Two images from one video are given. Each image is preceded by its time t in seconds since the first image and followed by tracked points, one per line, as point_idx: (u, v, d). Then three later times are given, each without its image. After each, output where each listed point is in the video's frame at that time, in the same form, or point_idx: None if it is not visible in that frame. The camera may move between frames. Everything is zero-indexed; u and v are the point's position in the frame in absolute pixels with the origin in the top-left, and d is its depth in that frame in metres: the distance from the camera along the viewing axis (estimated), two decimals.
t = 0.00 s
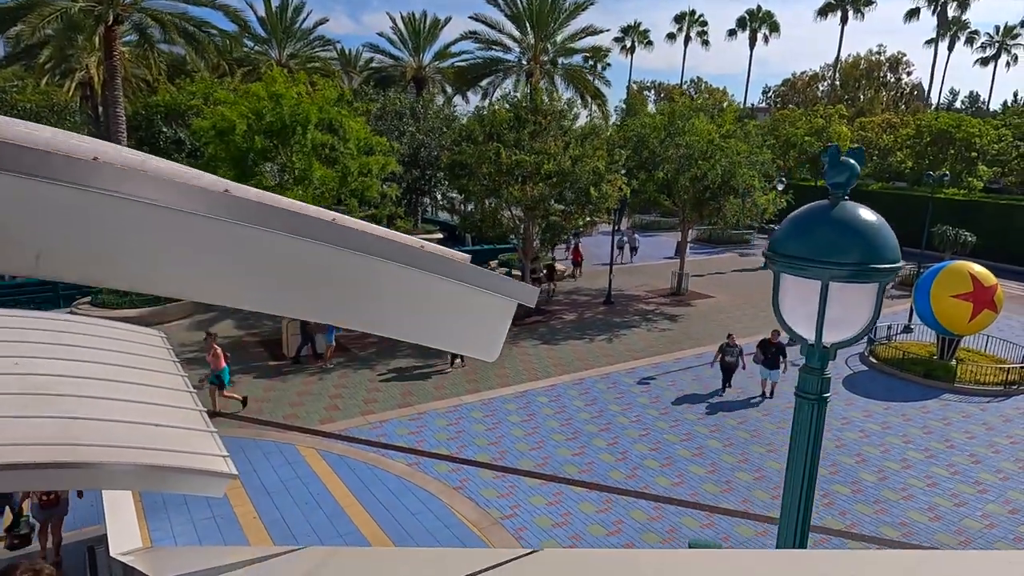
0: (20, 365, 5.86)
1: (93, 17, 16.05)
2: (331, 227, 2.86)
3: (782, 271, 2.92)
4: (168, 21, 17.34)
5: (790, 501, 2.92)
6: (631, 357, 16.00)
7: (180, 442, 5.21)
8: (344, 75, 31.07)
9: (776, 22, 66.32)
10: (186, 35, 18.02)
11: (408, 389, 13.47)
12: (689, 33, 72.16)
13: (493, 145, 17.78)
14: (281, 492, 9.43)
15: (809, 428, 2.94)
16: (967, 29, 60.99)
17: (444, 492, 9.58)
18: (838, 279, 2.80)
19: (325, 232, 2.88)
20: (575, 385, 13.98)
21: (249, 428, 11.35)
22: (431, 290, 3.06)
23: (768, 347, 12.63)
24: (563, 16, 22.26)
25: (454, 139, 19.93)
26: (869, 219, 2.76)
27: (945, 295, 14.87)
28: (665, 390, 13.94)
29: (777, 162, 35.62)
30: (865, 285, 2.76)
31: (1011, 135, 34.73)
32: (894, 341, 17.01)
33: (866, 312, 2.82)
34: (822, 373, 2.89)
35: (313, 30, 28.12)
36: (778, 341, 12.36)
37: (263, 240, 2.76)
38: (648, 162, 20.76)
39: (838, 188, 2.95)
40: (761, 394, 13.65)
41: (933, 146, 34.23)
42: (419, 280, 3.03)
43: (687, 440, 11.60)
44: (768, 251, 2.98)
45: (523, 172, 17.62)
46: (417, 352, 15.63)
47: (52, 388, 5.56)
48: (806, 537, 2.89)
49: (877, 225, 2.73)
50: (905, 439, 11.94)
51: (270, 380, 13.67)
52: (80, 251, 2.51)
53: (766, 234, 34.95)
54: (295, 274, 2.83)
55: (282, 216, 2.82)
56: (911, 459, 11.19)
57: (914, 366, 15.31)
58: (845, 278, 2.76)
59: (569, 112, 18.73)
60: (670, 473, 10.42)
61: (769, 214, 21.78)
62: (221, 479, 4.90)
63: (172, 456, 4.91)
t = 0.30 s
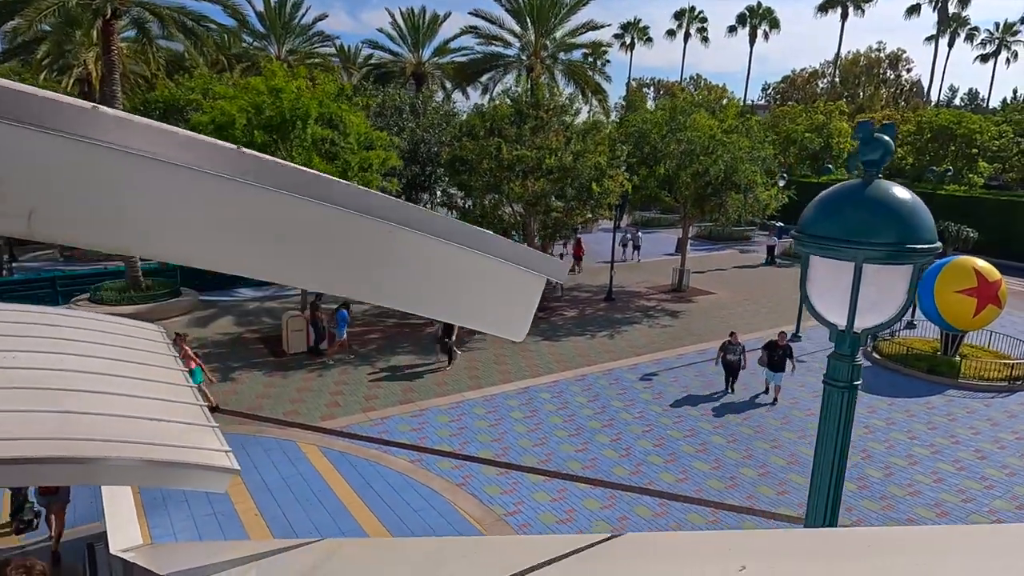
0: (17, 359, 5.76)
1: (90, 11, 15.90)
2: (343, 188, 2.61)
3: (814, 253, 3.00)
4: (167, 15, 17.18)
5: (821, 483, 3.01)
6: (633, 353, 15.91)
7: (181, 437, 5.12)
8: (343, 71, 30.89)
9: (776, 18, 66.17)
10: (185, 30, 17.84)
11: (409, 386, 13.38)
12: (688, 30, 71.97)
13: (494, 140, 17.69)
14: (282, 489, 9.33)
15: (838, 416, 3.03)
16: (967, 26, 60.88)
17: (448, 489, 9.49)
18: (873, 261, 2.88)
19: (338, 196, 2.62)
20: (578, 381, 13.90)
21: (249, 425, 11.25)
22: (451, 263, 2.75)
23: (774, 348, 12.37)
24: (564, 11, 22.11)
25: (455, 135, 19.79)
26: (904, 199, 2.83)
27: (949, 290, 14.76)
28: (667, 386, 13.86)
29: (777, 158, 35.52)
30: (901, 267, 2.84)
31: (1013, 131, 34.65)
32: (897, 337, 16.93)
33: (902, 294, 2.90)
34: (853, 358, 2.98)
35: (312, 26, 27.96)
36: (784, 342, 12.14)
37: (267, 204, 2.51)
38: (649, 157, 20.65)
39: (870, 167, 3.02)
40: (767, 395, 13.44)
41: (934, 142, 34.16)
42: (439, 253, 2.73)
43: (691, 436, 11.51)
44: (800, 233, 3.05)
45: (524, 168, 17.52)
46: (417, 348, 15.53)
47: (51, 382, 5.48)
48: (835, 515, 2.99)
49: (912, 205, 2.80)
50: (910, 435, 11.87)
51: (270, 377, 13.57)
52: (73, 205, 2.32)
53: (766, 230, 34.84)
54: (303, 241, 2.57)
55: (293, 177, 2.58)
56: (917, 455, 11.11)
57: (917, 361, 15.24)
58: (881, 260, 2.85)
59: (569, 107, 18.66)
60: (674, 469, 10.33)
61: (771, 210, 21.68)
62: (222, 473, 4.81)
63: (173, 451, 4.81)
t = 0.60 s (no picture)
0: (18, 353, 5.67)
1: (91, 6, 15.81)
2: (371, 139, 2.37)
3: (852, 233, 2.97)
4: (168, 9, 17.08)
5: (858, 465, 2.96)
6: (638, 349, 15.81)
7: (185, 431, 5.03)
8: (345, 67, 30.81)
9: (777, 16, 66.08)
10: (187, 25, 17.74)
11: (412, 382, 13.28)
12: (689, 27, 71.88)
13: (498, 135, 17.60)
14: (286, 486, 9.23)
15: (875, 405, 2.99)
16: (969, 23, 60.80)
17: (453, 485, 9.39)
18: (914, 240, 2.83)
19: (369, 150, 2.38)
20: (582, 378, 13.80)
21: (252, 421, 11.16)
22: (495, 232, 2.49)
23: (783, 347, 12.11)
24: (567, 6, 22.00)
25: (457, 130, 19.70)
26: (948, 175, 2.76)
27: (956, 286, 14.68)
28: (673, 382, 13.76)
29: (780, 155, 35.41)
30: (944, 246, 2.78)
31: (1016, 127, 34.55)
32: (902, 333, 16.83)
33: (944, 274, 2.84)
34: (891, 343, 2.93)
35: (313, 22, 27.89)
36: (794, 341, 11.91)
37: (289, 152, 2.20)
38: (652, 152, 20.56)
39: (912, 143, 2.96)
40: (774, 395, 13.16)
41: (937, 139, 34.04)
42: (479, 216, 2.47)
43: (698, 433, 11.40)
44: (837, 213, 3.02)
45: (528, 164, 17.42)
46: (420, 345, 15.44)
47: (53, 375, 5.39)
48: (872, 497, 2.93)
49: (956, 182, 2.74)
50: (918, 432, 11.77)
51: (272, 373, 13.47)
52: (76, 145, 2.01)
53: (769, 227, 34.73)
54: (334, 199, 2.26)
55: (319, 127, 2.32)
56: (925, 452, 11.01)
57: (924, 358, 15.14)
58: (923, 240, 2.80)
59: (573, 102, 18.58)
60: (681, 466, 10.23)
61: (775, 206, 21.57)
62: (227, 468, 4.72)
63: (177, 445, 4.72)
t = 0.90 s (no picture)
0: (21, 346, 5.59)
1: None
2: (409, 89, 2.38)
3: (898, 211, 2.94)
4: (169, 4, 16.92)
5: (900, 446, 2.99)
6: (644, 345, 15.73)
7: (192, 424, 4.96)
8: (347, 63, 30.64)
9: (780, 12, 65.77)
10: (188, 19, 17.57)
11: (418, 378, 13.21)
12: (692, 24, 71.61)
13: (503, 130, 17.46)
14: (291, 482, 9.17)
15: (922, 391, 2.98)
16: (974, 20, 60.47)
17: (460, 482, 9.31)
18: (968, 218, 2.80)
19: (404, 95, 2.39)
20: (588, 373, 13.73)
21: (256, 418, 11.10)
22: (519, 186, 2.54)
23: (793, 350, 11.87)
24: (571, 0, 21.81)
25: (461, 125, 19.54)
26: (1001, 150, 2.74)
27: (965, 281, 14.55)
28: (679, 378, 13.70)
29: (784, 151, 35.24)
30: (999, 224, 2.76)
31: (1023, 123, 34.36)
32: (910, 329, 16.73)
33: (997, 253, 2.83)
34: (940, 327, 2.94)
35: (315, 18, 27.72)
36: (804, 344, 11.67)
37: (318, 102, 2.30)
38: (657, 148, 20.41)
39: (958, 116, 2.91)
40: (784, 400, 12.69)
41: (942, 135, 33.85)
42: (506, 170, 2.52)
43: (705, 429, 11.33)
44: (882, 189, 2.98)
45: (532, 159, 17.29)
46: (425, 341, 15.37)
47: (57, 368, 5.32)
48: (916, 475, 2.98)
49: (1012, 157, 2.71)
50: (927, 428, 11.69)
51: (276, 369, 13.41)
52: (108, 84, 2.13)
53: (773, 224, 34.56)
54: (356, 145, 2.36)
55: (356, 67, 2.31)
56: (936, 448, 10.93)
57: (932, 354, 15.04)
58: (976, 218, 2.77)
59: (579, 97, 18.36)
60: (689, 462, 10.16)
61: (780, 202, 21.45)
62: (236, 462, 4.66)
63: (186, 438, 4.65)
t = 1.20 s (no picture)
0: (23, 341, 5.49)
1: None
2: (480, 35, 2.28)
3: (950, 188, 3.09)
4: None
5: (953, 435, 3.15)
6: (649, 341, 15.64)
7: (197, 419, 4.87)
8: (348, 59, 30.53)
9: (782, 9, 65.53)
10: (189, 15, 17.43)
11: (422, 374, 13.13)
12: (694, 20, 71.39)
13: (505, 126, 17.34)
14: (296, 479, 9.08)
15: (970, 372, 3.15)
16: (977, 16, 60.20)
17: (467, 479, 9.21)
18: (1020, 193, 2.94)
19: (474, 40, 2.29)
20: (593, 370, 13.65)
21: (260, 414, 11.01)
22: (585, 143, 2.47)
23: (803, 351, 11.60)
24: None
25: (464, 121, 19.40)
26: None
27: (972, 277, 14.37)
28: (685, 374, 13.62)
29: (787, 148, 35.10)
30: None
31: None
32: (916, 325, 16.63)
33: None
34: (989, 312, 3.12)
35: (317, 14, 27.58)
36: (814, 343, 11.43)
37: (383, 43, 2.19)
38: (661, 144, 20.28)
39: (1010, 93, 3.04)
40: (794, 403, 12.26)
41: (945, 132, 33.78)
42: (573, 126, 2.45)
43: (713, 426, 11.22)
44: (934, 166, 3.12)
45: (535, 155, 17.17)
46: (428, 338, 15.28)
47: (60, 362, 5.22)
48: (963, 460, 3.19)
49: None
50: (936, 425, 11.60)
51: (280, 366, 13.32)
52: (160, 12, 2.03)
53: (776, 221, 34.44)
54: (421, 91, 2.27)
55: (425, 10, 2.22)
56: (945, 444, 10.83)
57: (939, 351, 14.95)
58: None
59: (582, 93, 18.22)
60: (698, 459, 10.06)
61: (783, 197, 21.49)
62: (244, 459, 4.58)
63: (193, 433, 4.56)
